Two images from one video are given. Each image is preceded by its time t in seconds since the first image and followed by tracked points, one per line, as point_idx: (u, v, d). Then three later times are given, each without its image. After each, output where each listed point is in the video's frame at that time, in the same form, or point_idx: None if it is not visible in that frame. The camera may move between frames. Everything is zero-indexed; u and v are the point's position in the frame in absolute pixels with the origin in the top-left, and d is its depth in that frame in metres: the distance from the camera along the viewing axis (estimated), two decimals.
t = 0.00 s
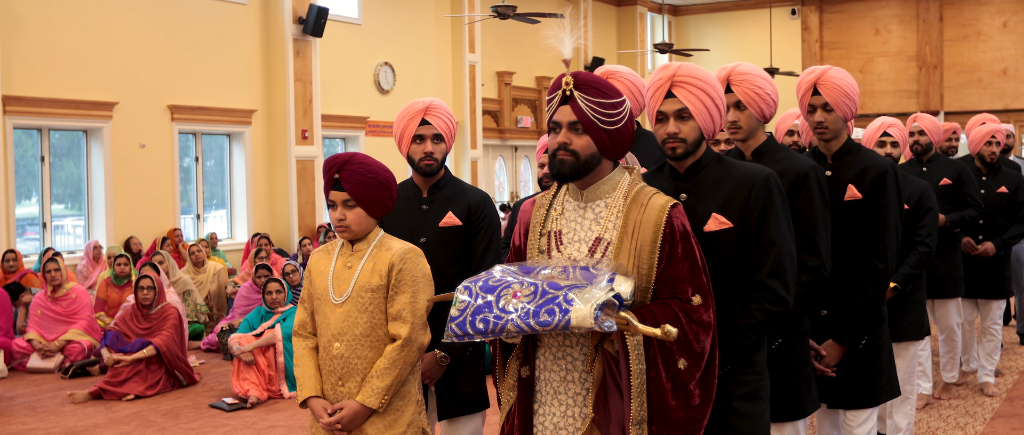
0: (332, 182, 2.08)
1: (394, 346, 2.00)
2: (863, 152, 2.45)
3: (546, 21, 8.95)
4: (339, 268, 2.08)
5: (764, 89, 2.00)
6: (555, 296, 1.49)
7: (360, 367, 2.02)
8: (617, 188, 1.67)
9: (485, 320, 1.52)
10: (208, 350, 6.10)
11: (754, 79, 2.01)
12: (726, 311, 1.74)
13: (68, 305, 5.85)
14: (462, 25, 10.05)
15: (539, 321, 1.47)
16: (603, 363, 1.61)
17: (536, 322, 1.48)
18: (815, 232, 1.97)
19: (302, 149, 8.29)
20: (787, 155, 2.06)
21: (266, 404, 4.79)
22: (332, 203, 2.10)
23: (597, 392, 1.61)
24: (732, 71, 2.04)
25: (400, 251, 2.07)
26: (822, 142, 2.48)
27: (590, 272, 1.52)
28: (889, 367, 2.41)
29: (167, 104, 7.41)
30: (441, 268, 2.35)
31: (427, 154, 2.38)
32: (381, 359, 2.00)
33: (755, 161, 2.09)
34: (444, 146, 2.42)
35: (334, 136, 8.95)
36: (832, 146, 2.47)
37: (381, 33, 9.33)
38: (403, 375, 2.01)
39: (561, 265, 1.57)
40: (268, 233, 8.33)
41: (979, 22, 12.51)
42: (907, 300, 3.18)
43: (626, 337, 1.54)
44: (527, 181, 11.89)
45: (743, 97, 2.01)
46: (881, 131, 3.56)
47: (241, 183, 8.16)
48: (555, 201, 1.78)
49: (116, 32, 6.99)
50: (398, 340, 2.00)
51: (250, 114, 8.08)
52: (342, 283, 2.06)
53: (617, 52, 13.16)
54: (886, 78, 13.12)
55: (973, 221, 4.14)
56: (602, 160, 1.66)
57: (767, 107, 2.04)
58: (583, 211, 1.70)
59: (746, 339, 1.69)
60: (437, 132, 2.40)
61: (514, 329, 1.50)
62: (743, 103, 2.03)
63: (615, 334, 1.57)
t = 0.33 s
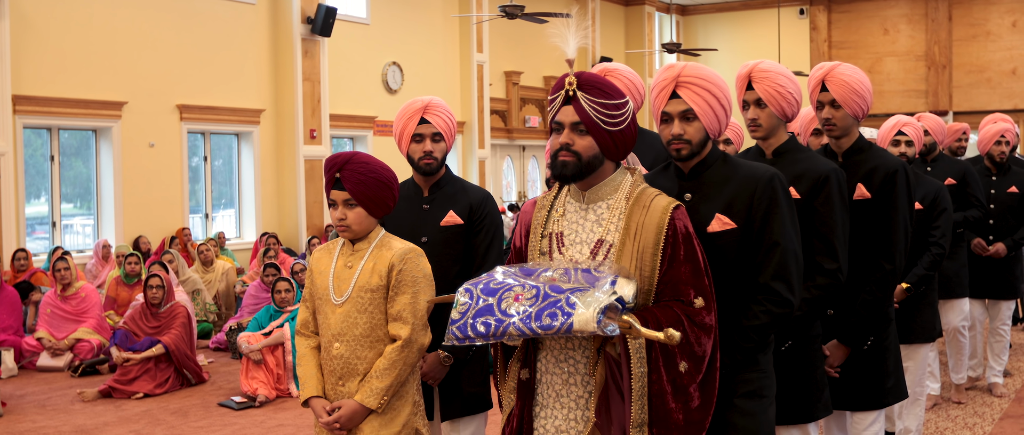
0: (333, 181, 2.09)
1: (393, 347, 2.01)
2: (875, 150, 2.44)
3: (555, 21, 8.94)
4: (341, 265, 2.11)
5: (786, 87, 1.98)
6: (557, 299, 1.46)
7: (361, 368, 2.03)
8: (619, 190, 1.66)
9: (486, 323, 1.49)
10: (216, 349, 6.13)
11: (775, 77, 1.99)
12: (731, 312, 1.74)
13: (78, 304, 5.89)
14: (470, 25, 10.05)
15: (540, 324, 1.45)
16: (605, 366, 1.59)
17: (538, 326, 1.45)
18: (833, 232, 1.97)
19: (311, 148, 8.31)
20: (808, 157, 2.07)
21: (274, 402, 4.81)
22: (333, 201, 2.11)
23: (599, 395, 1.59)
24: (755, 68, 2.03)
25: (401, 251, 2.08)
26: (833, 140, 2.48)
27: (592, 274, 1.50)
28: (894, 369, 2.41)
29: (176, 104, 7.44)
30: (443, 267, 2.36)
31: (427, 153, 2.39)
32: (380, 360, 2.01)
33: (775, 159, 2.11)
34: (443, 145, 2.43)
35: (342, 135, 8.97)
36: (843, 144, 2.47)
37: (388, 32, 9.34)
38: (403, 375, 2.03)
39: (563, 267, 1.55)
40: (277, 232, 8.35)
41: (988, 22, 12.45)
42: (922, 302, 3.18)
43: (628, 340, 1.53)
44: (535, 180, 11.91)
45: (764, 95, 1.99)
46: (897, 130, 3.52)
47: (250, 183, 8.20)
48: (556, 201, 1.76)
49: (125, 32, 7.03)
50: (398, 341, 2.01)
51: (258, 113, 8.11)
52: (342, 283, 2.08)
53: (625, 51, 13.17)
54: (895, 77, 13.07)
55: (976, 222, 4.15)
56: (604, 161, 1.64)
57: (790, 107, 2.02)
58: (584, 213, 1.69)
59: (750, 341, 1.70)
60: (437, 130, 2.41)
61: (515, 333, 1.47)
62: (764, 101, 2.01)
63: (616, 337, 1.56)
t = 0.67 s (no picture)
0: (333, 181, 2.10)
1: (389, 351, 2.01)
2: (883, 150, 2.43)
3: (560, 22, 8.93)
4: (340, 266, 2.11)
5: (802, 87, 1.98)
6: (551, 305, 1.43)
7: (358, 371, 2.04)
8: (612, 193, 1.64)
9: (480, 329, 1.47)
10: (221, 349, 6.14)
11: (793, 76, 1.99)
12: (730, 316, 1.75)
13: (83, 304, 5.89)
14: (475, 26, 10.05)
15: (535, 330, 1.42)
16: (600, 371, 1.56)
17: (532, 332, 1.42)
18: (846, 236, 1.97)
19: (315, 149, 8.31)
20: (824, 159, 2.06)
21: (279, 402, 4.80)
22: (332, 202, 2.12)
23: (594, 402, 1.56)
24: (772, 67, 2.03)
25: (398, 253, 2.09)
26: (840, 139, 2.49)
27: (586, 279, 1.47)
28: (898, 372, 2.40)
29: (181, 105, 7.45)
30: (440, 269, 2.36)
31: (425, 155, 2.40)
32: (376, 364, 2.01)
33: (789, 160, 2.09)
34: (444, 147, 2.44)
35: (347, 136, 8.97)
36: (850, 143, 2.47)
37: (393, 33, 9.35)
38: (398, 380, 2.02)
39: (556, 270, 1.51)
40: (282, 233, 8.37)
41: (994, 23, 12.43)
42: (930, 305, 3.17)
43: (622, 345, 1.48)
44: (540, 181, 11.91)
45: (780, 95, 1.99)
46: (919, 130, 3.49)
47: (254, 184, 8.21)
48: (551, 203, 1.73)
49: (130, 33, 7.05)
50: (394, 345, 2.01)
51: (263, 114, 8.12)
52: (339, 286, 2.08)
53: (630, 52, 13.12)
54: (900, 79, 13.05)
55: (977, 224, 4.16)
56: (597, 164, 1.62)
57: (805, 107, 2.02)
58: (579, 217, 1.66)
59: (748, 346, 1.69)
60: (437, 132, 2.42)
61: (510, 339, 1.45)
62: (779, 101, 2.01)
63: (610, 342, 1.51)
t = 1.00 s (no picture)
0: (332, 181, 2.11)
1: (382, 356, 2.00)
2: (885, 150, 2.43)
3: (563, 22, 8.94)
4: (336, 265, 2.12)
5: (810, 87, 1.98)
6: (535, 307, 1.42)
7: (350, 374, 2.04)
8: (596, 194, 1.63)
9: (463, 332, 1.44)
10: (223, 349, 6.14)
11: (800, 76, 1.98)
12: (727, 319, 1.76)
13: (86, 303, 5.90)
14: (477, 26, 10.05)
15: (518, 333, 1.40)
16: (585, 375, 1.54)
17: (516, 335, 1.40)
18: (854, 238, 1.96)
19: (318, 149, 8.31)
20: (832, 160, 2.06)
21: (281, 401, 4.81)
22: (328, 201, 2.13)
23: (580, 406, 1.53)
24: (779, 67, 2.03)
25: (394, 256, 2.08)
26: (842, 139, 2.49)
27: (571, 282, 1.45)
28: (899, 374, 2.38)
29: (183, 104, 7.46)
30: (435, 272, 2.37)
31: (422, 155, 2.40)
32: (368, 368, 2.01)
33: (797, 160, 2.10)
34: (442, 148, 2.42)
35: (349, 136, 8.98)
36: (852, 144, 2.47)
37: (395, 33, 9.36)
38: (391, 384, 2.02)
39: (540, 274, 1.50)
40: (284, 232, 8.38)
41: (996, 24, 12.41)
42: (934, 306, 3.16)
43: (607, 348, 1.46)
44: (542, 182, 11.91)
45: (788, 95, 1.98)
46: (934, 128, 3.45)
47: (257, 184, 8.23)
48: (534, 205, 1.71)
49: (133, 33, 7.06)
50: (386, 349, 2.00)
51: (265, 114, 8.13)
52: (334, 288, 2.09)
53: (631, 52, 13.05)
54: (902, 79, 13.03)
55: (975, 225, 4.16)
56: (580, 165, 1.60)
57: (814, 107, 2.01)
58: (563, 219, 1.65)
59: (743, 352, 1.69)
60: (435, 133, 2.41)
61: (493, 342, 1.43)
62: (787, 100, 2.00)
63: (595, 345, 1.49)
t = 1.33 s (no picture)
0: (333, 180, 2.11)
1: (379, 358, 2.01)
2: (889, 149, 2.42)
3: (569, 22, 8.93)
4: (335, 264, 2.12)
5: (818, 86, 1.97)
6: (516, 305, 1.41)
7: (346, 376, 2.04)
8: (580, 192, 1.62)
9: (444, 330, 1.43)
10: (229, 348, 6.15)
11: (807, 75, 1.98)
12: (731, 320, 1.76)
13: (93, 303, 5.90)
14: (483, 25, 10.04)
15: (500, 331, 1.40)
16: (569, 374, 1.54)
17: (497, 333, 1.40)
18: (862, 238, 1.96)
19: (323, 149, 8.32)
20: (841, 161, 2.05)
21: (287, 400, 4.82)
22: (331, 200, 2.13)
23: (563, 405, 1.54)
24: (787, 66, 2.02)
25: (393, 258, 2.09)
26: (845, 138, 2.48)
27: (554, 280, 1.45)
28: (903, 375, 2.38)
29: (190, 104, 7.47)
30: (433, 269, 2.37)
31: (421, 151, 2.41)
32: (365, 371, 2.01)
33: (805, 160, 2.10)
34: (442, 145, 2.42)
35: (355, 136, 8.99)
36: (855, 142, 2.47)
37: (401, 33, 9.36)
38: (387, 387, 2.02)
39: (524, 272, 1.50)
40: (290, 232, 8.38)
41: (1003, 22, 12.33)
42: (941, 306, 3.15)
43: (591, 346, 1.47)
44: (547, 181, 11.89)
45: (795, 94, 1.97)
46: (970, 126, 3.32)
47: (263, 184, 8.24)
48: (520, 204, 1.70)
49: (139, 33, 7.07)
50: (383, 352, 2.00)
51: (271, 114, 8.14)
52: (332, 288, 2.09)
53: (637, 52, 12.95)
54: (908, 78, 12.96)
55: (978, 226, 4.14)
56: (563, 161, 1.60)
57: (821, 106, 2.00)
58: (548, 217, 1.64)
59: (748, 355, 1.68)
60: (436, 129, 2.41)
61: (473, 340, 1.42)
62: (794, 100, 1.99)
63: (579, 344, 1.49)
